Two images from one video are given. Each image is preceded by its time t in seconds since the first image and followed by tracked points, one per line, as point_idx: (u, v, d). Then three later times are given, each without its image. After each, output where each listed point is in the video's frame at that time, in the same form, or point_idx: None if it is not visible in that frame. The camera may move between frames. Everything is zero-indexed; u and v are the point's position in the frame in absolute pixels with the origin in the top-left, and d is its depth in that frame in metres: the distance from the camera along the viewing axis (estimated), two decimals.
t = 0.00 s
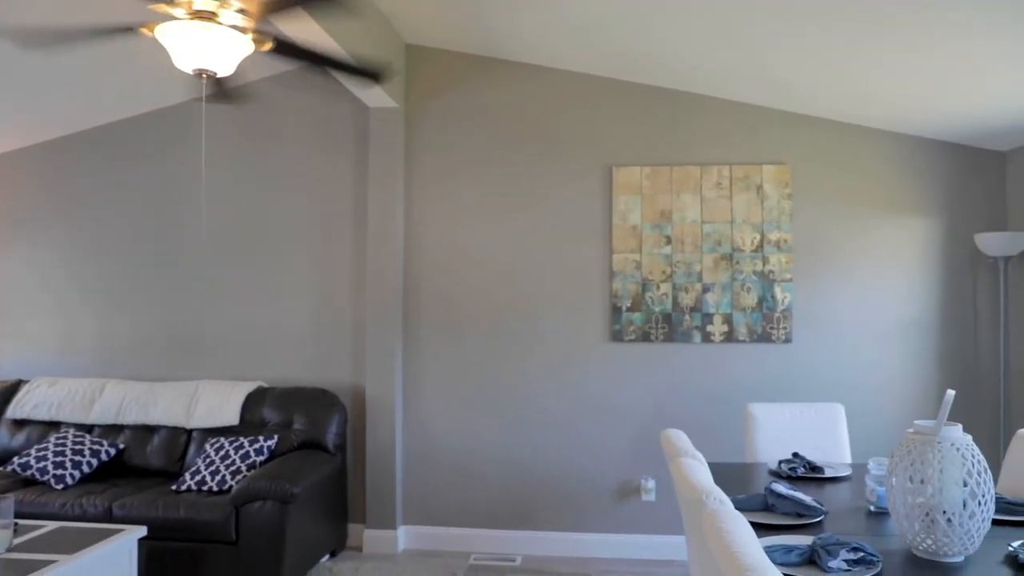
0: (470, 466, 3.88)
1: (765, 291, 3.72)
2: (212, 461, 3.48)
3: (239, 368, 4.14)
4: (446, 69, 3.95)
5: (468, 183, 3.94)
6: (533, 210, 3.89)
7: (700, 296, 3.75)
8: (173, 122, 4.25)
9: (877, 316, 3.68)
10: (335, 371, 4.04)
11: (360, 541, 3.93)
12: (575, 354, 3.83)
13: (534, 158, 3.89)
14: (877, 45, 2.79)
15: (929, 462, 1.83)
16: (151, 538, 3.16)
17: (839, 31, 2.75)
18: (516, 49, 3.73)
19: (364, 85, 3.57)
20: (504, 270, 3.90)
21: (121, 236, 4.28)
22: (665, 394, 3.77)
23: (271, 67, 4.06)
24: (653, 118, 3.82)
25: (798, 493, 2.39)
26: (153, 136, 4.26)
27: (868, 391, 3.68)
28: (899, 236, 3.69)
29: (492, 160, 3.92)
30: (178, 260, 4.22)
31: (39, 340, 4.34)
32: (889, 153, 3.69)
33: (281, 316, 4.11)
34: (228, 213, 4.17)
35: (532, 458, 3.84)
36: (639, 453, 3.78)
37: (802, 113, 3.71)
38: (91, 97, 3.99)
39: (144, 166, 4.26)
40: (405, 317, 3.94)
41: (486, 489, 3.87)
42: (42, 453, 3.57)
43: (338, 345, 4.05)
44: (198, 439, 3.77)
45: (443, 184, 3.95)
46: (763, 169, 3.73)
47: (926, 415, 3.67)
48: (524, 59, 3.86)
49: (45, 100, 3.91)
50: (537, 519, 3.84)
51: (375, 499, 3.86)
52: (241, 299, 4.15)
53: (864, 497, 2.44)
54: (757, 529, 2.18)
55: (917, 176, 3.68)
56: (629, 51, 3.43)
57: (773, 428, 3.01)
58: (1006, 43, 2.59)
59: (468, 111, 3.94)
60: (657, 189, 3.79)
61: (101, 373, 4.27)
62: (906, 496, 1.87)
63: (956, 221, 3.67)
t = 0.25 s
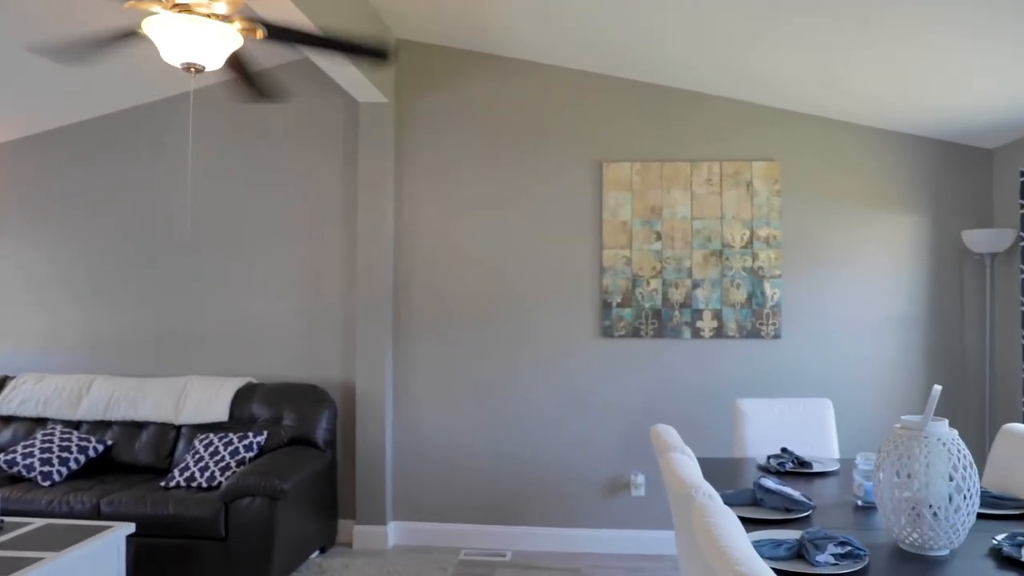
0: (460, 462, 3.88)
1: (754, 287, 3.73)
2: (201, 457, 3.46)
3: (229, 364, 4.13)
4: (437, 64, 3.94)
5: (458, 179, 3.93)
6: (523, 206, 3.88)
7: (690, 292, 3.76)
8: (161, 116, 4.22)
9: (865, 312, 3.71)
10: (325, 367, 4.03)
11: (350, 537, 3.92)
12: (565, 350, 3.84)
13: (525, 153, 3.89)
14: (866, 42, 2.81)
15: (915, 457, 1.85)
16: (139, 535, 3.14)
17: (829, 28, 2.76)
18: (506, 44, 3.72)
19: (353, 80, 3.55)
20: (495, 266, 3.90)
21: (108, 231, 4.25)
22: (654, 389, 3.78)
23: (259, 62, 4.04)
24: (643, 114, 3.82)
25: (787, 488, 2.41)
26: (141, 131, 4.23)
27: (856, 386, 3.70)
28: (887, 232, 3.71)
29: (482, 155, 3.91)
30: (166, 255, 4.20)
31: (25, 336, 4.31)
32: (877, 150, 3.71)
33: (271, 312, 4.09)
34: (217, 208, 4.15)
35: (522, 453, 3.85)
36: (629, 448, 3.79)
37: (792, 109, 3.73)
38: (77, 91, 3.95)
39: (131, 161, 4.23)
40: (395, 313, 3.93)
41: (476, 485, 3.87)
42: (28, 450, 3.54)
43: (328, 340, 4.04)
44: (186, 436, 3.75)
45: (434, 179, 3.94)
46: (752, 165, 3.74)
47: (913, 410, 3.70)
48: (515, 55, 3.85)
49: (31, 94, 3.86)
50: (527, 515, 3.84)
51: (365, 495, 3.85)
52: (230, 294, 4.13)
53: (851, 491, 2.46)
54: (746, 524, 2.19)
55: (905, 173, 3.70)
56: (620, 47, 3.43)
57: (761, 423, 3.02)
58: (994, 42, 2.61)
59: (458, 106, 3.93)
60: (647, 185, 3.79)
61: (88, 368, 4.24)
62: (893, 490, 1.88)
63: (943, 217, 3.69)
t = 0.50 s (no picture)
0: (451, 458, 3.88)
1: (744, 283, 3.75)
2: (190, 454, 3.45)
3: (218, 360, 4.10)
4: (427, 59, 3.92)
5: (449, 174, 3.92)
6: (514, 202, 3.88)
7: (680, 288, 3.77)
8: (149, 111, 4.19)
9: (854, 308, 3.73)
10: (315, 363, 4.02)
11: (340, 533, 3.92)
12: (555, 346, 3.84)
13: (515, 149, 3.88)
14: (857, 39, 2.81)
15: (902, 452, 1.86)
16: (128, 532, 3.12)
17: (820, 25, 2.77)
18: (497, 40, 3.71)
19: (343, 75, 3.53)
20: (485, 262, 3.89)
21: (95, 226, 4.21)
22: (644, 385, 3.79)
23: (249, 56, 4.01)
24: (634, 110, 3.82)
25: (775, 483, 2.42)
26: (128, 125, 4.19)
27: (845, 381, 3.72)
28: (875, 228, 3.73)
29: (472, 151, 3.91)
30: (154, 251, 4.17)
31: (12, 332, 4.27)
32: (867, 147, 3.73)
33: (260, 308, 4.07)
34: (206, 203, 4.12)
35: (512, 449, 3.85)
36: (619, 444, 3.80)
37: (782, 106, 3.74)
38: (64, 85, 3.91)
39: (119, 156, 4.19)
40: (385, 309, 3.92)
41: (467, 481, 3.87)
42: (15, 447, 3.51)
43: (318, 337, 4.02)
44: (175, 432, 3.73)
45: (424, 175, 3.93)
46: (742, 162, 3.75)
47: (901, 405, 3.73)
48: (505, 50, 3.85)
49: (16, 87, 3.82)
50: (518, 510, 3.85)
51: (355, 491, 3.85)
52: (219, 290, 4.11)
53: (839, 486, 2.48)
54: (735, 519, 2.20)
55: (893, 170, 3.72)
56: (611, 43, 3.42)
57: (751, 419, 3.04)
58: (981, 40, 2.62)
59: (449, 102, 3.92)
60: (638, 181, 3.80)
61: (75, 365, 4.21)
62: (880, 485, 1.90)
63: (931, 214, 3.71)
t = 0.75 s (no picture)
0: (440, 454, 3.88)
1: (733, 279, 3.76)
2: (178, 450, 3.43)
3: (206, 357, 4.08)
4: (417, 54, 3.91)
5: (439, 170, 3.91)
6: (504, 198, 3.87)
7: (669, 284, 3.78)
8: (135, 106, 4.15)
9: (841, 304, 3.75)
10: (304, 359, 4.00)
11: (329, 530, 3.91)
12: (545, 342, 3.84)
13: (505, 145, 3.87)
14: (846, 36, 2.83)
15: (888, 447, 1.88)
16: (115, 529, 3.10)
17: (809, 22, 2.78)
18: (487, 36, 3.70)
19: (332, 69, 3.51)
20: (475, 258, 3.89)
21: (81, 222, 4.17)
22: (634, 381, 3.80)
23: (237, 51, 3.98)
24: (624, 106, 3.82)
25: (763, 478, 2.43)
26: (115, 120, 4.16)
27: (832, 377, 3.75)
28: (863, 225, 3.75)
29: (462, 147, 3.90)
30: (141, 247, 4.14)
31: None
32: (855, 144, 3.75)
33: (249, 304, 4.05)
34: (194, 199, 4.09)
35: (502, 445, 3.85)
36: (608, 440, 3.81)
37: (771, 103, 3.75)
38: (49, 79, 3.87)
39: (105, 151, 4.16)
40: (374, 305, 3.91)
41: (456, 476, 3.87)
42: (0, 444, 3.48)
43: (307, 333, 4.01)
44: (163, 429, 3.71)
45: (414, 170, 3.92)
46: (731, 159, 3.76)
47: (887, 400, 3.76)
48: (495, 46, 3.84)
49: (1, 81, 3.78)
50: (507, 506, 3.85)
51: (344, 487, 3.84)
52: (207, 285, 4.08)
53: (826, 481, 2.49)
54: (723, 514, 2.21)
55: (881, 167, 3.74)
56: (601, 39, 3.42)
57: (740, 415, 3.05)
58: (968, 38, 2.64)
59: (439, 97, 3.90)
60: (628, 177, 3.80)
61: (61, 361, 4.17)
62: (867, 479, 1.91)
63: (918, 211, 3.74)
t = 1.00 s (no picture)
0: (430, 450, 3.88)
1: (721, 275, 3.77)
2: (165, 448, 3.40)
3: (193, 353, 4.06)
4: (406, 50, 3.89)
5: (428, 166, 3.90)
6: (493, 194, 3.87)
7: (658, 280, 3.79)
8: (121, 101, 4.11)
9: (829, 300, 3.77)
10: (292, 356, 3.99)
11: (318, 526, 3.90)
12: (534, 338, 3.84)
13: (495, 141, 3.87)
14: (834, 34, 2.84)
15: (875, 442, 1.89)
16: (102, 527, 3.08)
17: (797, 19, 2.79)
18: (477, 31, 3.69)
19: (320, 64, 3.49)
20: (464, 254, 3.88)
21: (66, 217, 4.13)
22: (623, 376, 3.81)
23: (224, 45, 3.95)
24: (613, 103, 3.82)
25: (751, 473, 2.45)
26: (101, 115, 4.12)
27: (820, 373, 3.77)
28: (850, 222, 3.77)
29: (452, 143, 3.89)
30: (128, 243, 4.10)
31: None
32: (842, 141, 3.77)
33: (237, 300, 4.03)
34: (181, 194, 4.06)
35: (491, 441, 3.85)
36: (597, 436, 3.82)
37: (760, 100, 3.76)
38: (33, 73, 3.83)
39: (91, 146, 4.12)
40: (363, 302, 3.90)
41: (446, 473, 3.87)
42: None
43: (295, 329, 3.99)
44: (150, 426, 3.69)
45: (403, 166, 3.91)
46: (720, 155, 3.77)
47: (874, 396, 3.79)
48: (485, 41, 3.83)
49: None
50: (496, 502, 3.86)
51: (333, 484, 3.83)
52: (194, 282, 4.06)
53: (814, 476, 2.51)
54: (711, 509, 2.23)
55: (869, 164, 3.77)
56: (590, 36, 3.42)
57: (728, 411, 3.07)
58: (954, 37, 2.66)
59: (428, 93, 3.89)
60: (617, 173, 3.80)
61: (46, 358, 4.13)
62: (853, 475, 1.93)
63: (904, 208, 3.77)
